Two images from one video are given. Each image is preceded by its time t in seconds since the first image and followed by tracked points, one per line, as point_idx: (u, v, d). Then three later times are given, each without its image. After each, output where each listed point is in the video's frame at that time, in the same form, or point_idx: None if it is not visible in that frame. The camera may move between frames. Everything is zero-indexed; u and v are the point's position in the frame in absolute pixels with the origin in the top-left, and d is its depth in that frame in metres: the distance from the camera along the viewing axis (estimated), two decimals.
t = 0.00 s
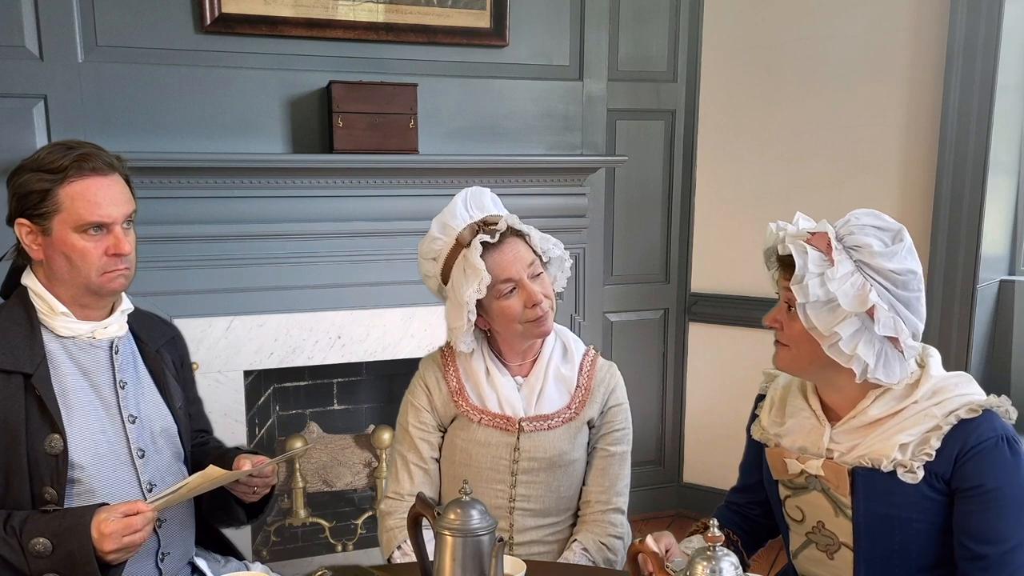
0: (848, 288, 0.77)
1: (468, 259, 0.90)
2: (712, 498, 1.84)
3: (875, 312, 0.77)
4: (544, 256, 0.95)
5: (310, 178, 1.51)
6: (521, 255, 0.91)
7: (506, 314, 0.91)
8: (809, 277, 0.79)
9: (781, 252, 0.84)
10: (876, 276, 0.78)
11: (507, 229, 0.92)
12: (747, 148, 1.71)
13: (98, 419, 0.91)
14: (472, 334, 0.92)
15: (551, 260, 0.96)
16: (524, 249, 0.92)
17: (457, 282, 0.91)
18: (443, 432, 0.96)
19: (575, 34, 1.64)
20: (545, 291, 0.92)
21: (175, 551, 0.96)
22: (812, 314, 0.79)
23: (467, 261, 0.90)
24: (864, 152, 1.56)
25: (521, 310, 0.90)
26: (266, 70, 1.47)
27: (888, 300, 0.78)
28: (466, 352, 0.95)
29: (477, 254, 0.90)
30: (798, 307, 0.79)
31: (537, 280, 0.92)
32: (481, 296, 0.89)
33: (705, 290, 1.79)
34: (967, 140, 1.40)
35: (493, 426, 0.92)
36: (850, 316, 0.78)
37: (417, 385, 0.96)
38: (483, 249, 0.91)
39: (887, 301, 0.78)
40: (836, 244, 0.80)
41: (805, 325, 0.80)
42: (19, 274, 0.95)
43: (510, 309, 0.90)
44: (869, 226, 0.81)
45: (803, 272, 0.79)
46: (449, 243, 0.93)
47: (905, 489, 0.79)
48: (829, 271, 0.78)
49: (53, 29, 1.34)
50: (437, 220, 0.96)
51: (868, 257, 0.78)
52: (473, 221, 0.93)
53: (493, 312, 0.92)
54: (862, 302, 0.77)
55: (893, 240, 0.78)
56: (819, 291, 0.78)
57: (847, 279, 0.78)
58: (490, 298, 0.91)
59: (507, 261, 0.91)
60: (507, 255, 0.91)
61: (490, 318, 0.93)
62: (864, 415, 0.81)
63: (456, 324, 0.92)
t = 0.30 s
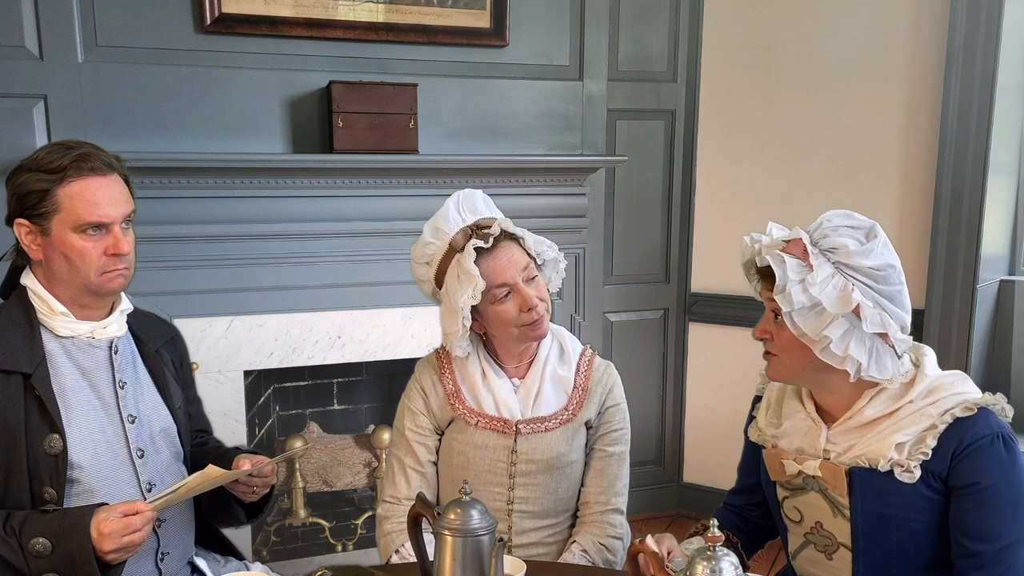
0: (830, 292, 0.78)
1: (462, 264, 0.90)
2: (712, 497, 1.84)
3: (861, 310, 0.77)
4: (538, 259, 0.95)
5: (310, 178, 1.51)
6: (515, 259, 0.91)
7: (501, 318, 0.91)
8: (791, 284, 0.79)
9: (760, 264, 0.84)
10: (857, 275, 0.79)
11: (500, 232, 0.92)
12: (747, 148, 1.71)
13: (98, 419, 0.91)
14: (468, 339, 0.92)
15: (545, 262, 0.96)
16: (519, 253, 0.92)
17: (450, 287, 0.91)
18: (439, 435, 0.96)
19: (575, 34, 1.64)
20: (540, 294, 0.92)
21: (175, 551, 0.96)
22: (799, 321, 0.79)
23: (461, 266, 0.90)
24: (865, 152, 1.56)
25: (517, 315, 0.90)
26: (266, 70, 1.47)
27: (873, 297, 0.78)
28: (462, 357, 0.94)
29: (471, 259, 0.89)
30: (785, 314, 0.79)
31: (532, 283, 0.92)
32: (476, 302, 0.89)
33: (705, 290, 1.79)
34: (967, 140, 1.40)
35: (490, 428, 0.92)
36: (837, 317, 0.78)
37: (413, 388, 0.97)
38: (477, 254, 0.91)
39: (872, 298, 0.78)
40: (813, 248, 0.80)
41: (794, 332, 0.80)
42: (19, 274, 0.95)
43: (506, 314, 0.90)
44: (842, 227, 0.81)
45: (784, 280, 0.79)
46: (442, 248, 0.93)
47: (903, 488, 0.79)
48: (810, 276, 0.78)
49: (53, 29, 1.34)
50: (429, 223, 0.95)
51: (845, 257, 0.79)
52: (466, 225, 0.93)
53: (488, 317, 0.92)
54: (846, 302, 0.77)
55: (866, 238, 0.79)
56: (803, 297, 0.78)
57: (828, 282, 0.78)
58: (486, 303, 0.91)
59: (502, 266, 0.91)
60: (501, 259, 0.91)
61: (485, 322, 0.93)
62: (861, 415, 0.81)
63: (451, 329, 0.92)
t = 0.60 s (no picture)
0: (838, 283, 0.78)
1: (456, 269, 0.90)
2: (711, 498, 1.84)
3: (868, 302, 0.77)
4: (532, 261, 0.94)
5: (310, 178, 1.51)
6: (509, 263, 0.91)
7: (497, 322, 0.91)
8: (798, 275, 0.79)
9: (767, 256, 0.85)
10: (864, 268, 0.79)
11: (493, 236, 0.92)
12: (747, 148, 1.71)
13: (97, 419, 0.91)
14: (464, 344, 0.92)
15: (539, 263, 0.95)
16: (512, 257, 0.92)
17: (444, 293, 0.91)
18: (435, 438, 0.95)
19: (574, 33, 1.64)
20: (534, 297, 0.92)
21: (175, 550, 0.96)
22: (805, 312, 0.79)
23: (455, 272, 0.90)
24: (865, 151, 1.56)
25: (514, 319, 0.91)
26: (266, 70, 1.47)
27: (880, 289, 0.78)
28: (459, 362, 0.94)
29: (465, 265, 0.89)
30: (792, 305, 0.80)
31: (527, 286, 0.92)
32: (471, 308, 0.89)
33: (705, 289, 1.79)
34: (967, 140, 1.40)
35: (486, 430, 0.92)
36: (844, 308, 0.78)
37: (408, 391, 0.96)
38: (470, 259, 0.90)
39: (879, 290, 0.78)
40: (821, 241, 0.80)
41: (800, 323, 0.80)
42: (17, 274, 0.95)
43: (502, 318, 0.91)
44: (851, 220, 0.81)
45: (791, 272, 0.80)
46: (435, 253, 0.93)
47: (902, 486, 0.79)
48: (817, 267, 0.79)
49: (53, 29, 1.34)
50: (421, 229, 0.95)
51: (853, 249, 0.79)
52: (458, 229, 0.93)
53: (484, 321, 0.92)
54: (852, 293, 0.77)
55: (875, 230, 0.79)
56: (810, 288, 0.79)
57: (836, 274, 0.79)
58: (481, 307, 0.91)
59: (496, 271, 0.90)
60: (494, 264, 0.91)
61: (480, 326, 0.93)
62: (863, 415, 0.81)
63: (445, 334, 0.91)
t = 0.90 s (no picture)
0: (847, 278, 0.81)
1: (449, 273, 0.90)
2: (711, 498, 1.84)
3: (878, 295, 0.80)
4: (525, 262, 0.94)
5: (310, 178, 1.51)
6: (502, 266, 0.91)
7: (491, 324, 0.91)
8: (806, 272, 0.82)
9: (774, 255, 0.88)
10: (874, 262, 0.81)
11: (486, 238, 0.92)
12: (747, 148, 1.71)
13: (97, 419, 0.92)
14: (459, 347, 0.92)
15: (532, 264, 0.96)
16: (505, 259, 0.92)
17: (438, 297, 0.90)
18: (432, 439, 0.95)
19: (575, 33, 1.64)
20: (529, 298, 0.92)
21: (174, 549, 0.97)
22: (815, 307, 0.82)
23: (448, 275, 0.90)
24: (866, 150, 1.56)
25: (508, 321, 0.91)
26: (266, 70, 1.47)
27: (890, 282, 0.80)
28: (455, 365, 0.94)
29: (459, 269, 0.89)
30: (802, 303, 0.82)
31: (520, 288, 0.92)
32: (465, 312, 0.88)
33: (705, 289, 1.79)
34: (967, 140, 1.40)
35: (482, 431, 0.92)
36: (853, 303, 0.80)
37: (404, 394, 0.96)
38: (464, 263, 0.90)
39: (888, 283, 0.81)
40: (828, 238, 0.83)
41: (812, 320, 0.83)
42: (16, 273, 0.95)
43: (497, 320, 0.91)
44: (857, 216, 0.84)
45: (799, 268, 0.82)
46: (428, 257, 0.92)
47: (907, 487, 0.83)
48: (825, 263, 0.81)
49: (53, 29, 1.34)
50: (413, 232, 0.95)
51: (860, 243, 0.82)
52: (450, 232, 0.92)
53: (479, 324, 0.92)
54: (862, 286, 0.80)
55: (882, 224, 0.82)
56: (819, 284, 0.81)
57: (844, 268, 0.81)
58: (475, 311, 0.91)
59: (489, 274, 0.90)
60: (487, 268, 0.90)
61: (475, 330, 0.93)
62: (872, 414, 0.84)
63: (440, 337, 0.91)
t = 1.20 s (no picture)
0: (861, 272, 0.82)
1: (445, 274, 0.90)
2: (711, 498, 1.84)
3: (891, 291, 0.81)
4: (523, 262, 0.94)
5: (310, 178, 1.51)
6: (499, 266, 0.91)
7: (489, 324, 0.91)
8: (820, 264, 0.84)
9: (789, 248, 0.90)
10: (888, 258, 0.83)
11: (483, 238, 0.92)
12: (747, 148, 1.71)
13: (96, 418, 0.92)
14: (457, 348, 0.92)
15: (530, 264, 0.95)
16: (502, 260, 0.92)
17: (435, 298, 0.90)
18: (431, 440, 0.95)
19: (574, 33, 1.64)
20: (527, 297, 0.92)
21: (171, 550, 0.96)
22: (828, 302, 0.83)
23: (446, 277, 0.90)
24: (865, 148, 1.56)
25: (505, 321, 0.91)
26: (266, 70, 1.47)
27: (902, 278, 0.82)
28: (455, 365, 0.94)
29: (455, 269, 0.89)
30: (815, 295, 0.84)
31: (518, 288, 0.92)
32: (462, 312, 0.89)
33: (705, 289, 1.79)
34: (966, 142, 1.40)
35: (482, 431, 0.92)
36: (867, 298, 0.82)
37: (403, 394, 0.96)
38: (461, 264, 0.90)
39: (902, 279, 0.82)
40: (842, 232, 0.85)
41: (823, 314, 0.84)
42: (15, 270, 0.95)
43: (494, 320, 0.91)
44: (872, 212, 0.85)
45: (815, 261, 0.84)
46: (425, 257, 0.92)
47: (911, 488, 0.84)
48: (840, 257, 0.83)
49: (53, 29, 1.34)
50: (411, 233, 0.95)
51: (875, 238, 0.83)
52: (447, 233, 0.92)
53: (477, 324, 0.92)
54: (875, 281, 0.81)
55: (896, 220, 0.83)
56: (834, 277, 0.83)
57: (859, 263, 0.83)
58: (472, 311, 0.91)
59: (486, 275, 0.90)
60: (483, 268, 0.91)
61: (472, 330, 0.93)
62: (877, 413, 0.85)
63: (439, 337, 0.91)
